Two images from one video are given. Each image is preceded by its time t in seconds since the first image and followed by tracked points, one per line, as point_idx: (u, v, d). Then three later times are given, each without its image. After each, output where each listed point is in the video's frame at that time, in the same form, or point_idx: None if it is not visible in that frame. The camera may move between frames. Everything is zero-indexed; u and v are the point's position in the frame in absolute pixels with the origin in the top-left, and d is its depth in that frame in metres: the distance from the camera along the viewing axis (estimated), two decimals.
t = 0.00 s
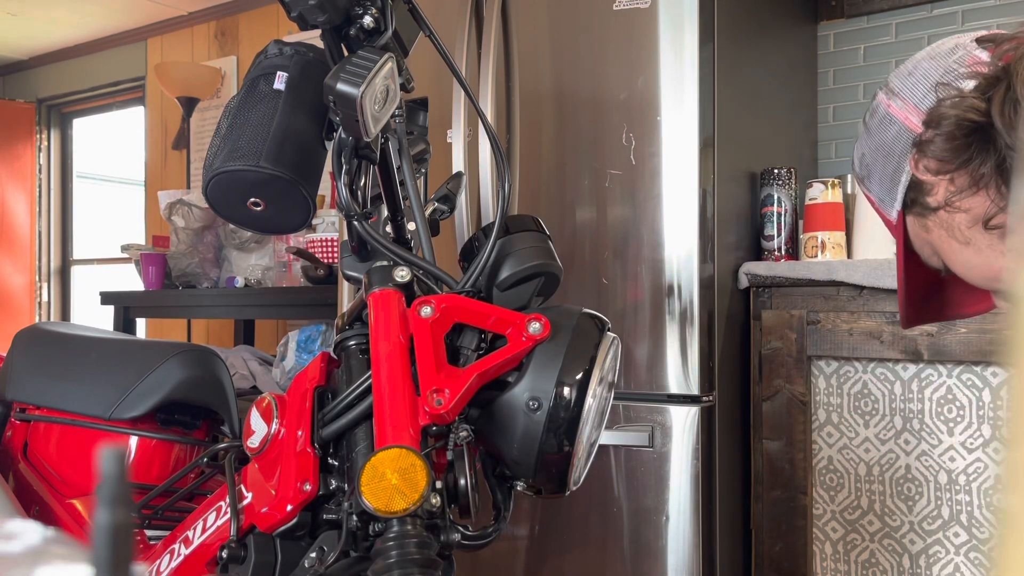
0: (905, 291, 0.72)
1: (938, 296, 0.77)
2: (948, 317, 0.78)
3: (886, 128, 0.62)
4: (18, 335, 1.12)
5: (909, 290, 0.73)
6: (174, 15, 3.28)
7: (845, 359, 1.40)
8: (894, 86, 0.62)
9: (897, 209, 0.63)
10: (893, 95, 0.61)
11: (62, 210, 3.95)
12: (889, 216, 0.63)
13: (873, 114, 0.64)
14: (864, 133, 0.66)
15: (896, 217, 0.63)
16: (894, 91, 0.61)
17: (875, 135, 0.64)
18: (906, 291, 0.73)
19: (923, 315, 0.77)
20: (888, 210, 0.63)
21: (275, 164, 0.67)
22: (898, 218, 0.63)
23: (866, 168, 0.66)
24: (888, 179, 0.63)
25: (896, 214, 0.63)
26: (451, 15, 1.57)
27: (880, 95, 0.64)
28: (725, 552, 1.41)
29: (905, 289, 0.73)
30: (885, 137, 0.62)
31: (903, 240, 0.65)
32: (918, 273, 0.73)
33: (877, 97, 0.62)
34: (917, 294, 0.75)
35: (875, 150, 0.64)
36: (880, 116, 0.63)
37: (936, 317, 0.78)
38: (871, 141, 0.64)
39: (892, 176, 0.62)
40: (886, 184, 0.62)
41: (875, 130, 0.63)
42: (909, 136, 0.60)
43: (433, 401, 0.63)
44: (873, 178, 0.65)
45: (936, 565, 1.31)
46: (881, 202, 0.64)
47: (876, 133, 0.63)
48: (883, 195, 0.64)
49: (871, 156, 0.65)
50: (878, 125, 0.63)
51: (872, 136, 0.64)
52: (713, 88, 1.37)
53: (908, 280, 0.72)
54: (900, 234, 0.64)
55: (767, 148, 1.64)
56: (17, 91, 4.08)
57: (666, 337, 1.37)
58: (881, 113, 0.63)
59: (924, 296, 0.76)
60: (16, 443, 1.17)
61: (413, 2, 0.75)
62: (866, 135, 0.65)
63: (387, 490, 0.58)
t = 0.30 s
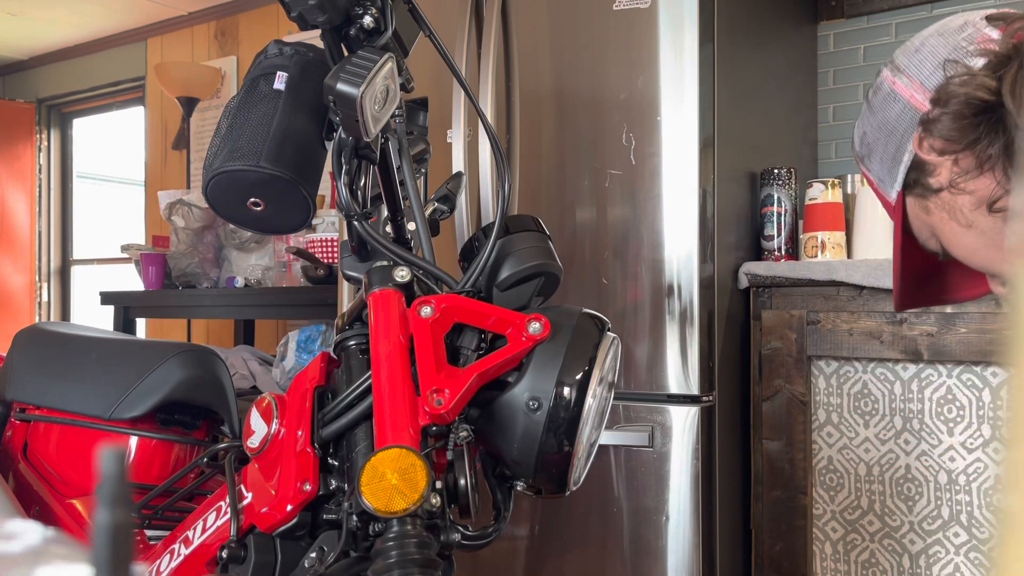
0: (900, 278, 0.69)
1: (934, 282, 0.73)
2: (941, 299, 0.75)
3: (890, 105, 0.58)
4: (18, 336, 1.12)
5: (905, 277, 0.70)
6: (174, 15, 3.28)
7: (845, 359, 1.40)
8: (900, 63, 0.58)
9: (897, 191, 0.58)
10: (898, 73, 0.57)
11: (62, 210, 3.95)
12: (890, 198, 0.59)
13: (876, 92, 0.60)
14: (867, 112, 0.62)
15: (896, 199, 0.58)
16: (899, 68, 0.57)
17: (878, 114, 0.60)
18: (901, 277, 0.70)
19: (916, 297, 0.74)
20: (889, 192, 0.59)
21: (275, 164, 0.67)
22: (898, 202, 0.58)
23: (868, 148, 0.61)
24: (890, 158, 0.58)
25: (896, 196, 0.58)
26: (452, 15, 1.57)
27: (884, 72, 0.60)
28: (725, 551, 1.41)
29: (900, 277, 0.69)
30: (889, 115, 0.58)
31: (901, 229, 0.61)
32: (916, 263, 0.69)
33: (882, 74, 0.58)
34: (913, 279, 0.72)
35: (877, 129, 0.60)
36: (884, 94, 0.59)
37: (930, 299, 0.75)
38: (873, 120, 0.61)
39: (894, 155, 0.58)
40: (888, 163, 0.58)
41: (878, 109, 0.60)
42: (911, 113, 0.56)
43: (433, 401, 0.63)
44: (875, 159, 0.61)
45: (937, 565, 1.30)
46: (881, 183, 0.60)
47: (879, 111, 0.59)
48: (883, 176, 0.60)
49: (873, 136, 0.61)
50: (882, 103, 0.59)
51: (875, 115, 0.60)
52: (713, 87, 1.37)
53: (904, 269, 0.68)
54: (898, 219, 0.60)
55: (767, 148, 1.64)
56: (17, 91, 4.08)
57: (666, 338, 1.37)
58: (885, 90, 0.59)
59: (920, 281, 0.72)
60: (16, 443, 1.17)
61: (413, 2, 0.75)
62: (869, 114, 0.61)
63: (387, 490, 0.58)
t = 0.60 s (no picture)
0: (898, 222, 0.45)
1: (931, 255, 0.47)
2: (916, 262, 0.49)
3: (909, 46, 0.40)
4: (18, 336, 1.12)
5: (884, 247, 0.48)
6: (173, 15, 3.28)
7: (845, 359, 1.40)
8: None
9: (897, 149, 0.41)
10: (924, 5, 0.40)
11: (62, 210, 3.95)
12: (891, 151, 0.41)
13: (893, 26, 0.43)
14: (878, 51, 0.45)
15: (897, 155, 0.41)
16: None
17: (894, 54, 0.42)
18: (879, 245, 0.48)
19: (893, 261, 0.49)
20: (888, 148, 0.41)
21: (275, 164, 0.67)
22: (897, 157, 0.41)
23: (873, 91, 0.44)
24: (897, 108, 0.41)
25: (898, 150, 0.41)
26: (452, 15, 1.57)
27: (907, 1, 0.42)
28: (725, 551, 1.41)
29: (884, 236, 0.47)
30: (906, 57, 0.41)
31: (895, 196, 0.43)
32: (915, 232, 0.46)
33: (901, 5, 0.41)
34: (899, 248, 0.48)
35: (891, 71, 0.42)
36: (903, 31, 0.41)
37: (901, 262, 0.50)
38: (885, 61, 0.43)
39: (901, 106, 0.40)
40: (893, 114, 0.41)
41: (893, 49, 0.42)
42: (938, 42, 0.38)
43: (433, 401, 0.63)
44: (878, 102, 0.43)
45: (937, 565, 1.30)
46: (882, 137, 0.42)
47: (894, 51, 0.42)
48: (887, 127, 0.42)
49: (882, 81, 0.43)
50: (900, 42, 0.41)
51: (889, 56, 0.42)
52: (713, 87, 1.37)
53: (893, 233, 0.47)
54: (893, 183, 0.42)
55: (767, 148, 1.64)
56: (17, 91, 4.08)
57: (666, 338, 1.37)
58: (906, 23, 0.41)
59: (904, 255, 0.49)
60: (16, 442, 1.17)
61: (413, 2, 0.75)
62: (881, 50, 0.43)
63: (386, 491, 0.58)
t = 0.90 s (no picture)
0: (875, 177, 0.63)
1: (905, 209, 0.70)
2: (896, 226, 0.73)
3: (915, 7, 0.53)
4: (18, 336, 1.12)
5: (876, 193, 0.66)
6: (173, 15, 3.28)
7: (845, 359, 1.40)
8: None
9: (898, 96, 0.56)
10: None
11: (62, 210, 3.95)
12: (889, 104, 0.57)
13: None
14: None
15: (895, 108, 0.56)
16: None
17: (900, 8, 0.54)
18: (870, 192, 0.66)
19: (875, 219, 0.71)
20: (890, 96, 0.56)
21: (275, 164, 0.67)
22: (896, 110, 0.56)
23: (881, 40, 0.57)
24: (901, 60, 0.54)
25: (896, 103, 0.56)
26: (452, 15, 1.57)
27: None
28: (725, 550, 1.41)
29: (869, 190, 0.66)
30: (912, 16, 0.53)
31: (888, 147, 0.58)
32: (899, 180, 0.65)
33: None
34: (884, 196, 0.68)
35: (897, 26, 0.55)
36: None
37: (880, 224, 0.73)
38: (893, 14, 0.56)
39: (904, 59, 0.54)
40: (898, 66, 0.55)
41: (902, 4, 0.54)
42: (935, 13, 0.51)
43: (433, 401, 0.63)
44: (885, 53, 0.57)
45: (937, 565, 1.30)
46: (886, 82, 0.57)
47: (902, 7, 0.54)
48: (888, 75, 0.57)
49: (889, 28, 0.56)
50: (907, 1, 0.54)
51: (898, 9, 0.55)
52: (712, 87, 1.37)
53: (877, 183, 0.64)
54: (891, 132, 0.57)
55: (767, 148, 1.64)
56: (17, 91, 4.08)
57: (666, 338, 1.37)
58: None
59: (893, 203, 0.69)
60: (16, 442, 1.17)
61: (413, 2, 0.75)
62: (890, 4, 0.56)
63: (387, 490, 0.58)
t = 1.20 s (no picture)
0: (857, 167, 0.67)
1: (891, 187, 0.75)
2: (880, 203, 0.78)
3: None
4: (18, 336, 1.12)
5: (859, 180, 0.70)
6: (174, 15, 3.28)
7: (845, 359, 1.40)
8: None
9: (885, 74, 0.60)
10: None
11: (62, 210, 3.95)
12: (877, 83, 0.61)
13: None
14: None
15: (883, 87, 0.60)
16: None
17: None
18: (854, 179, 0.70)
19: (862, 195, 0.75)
20: (878, 75, 0.60)
21: (275, 164, 0.67)
22: (884, 89, 0.60)
23: (870, 19, 0.61)
24: (890, 41, 0.58)
25: (884, 82, 0.60)
26: (452, 15, 1.57)
27: None
28: (725, 550, 1.41)
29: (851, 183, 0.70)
30: None
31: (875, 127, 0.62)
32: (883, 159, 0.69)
33: None
34: (866, 177, 0.73)
35: (887, 6, 0.58)
36: None
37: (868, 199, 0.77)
38: None
39: (893, 39, 0.58)
40: (887, 46, 0.58)
41: None
42: None
43: (433, 401, 0.63)
44: (874, 32, 0.60)
45: (937, 565, 1.30)
46: (874, 61, 0.61)
47: None
48: (876, 54, 0.60)
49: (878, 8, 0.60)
50: None
51: None
52: (712, 87, 1.37)
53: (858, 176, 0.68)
54: (877, 110, 0.61)
55: (767, 148, 1.64)
56: (17, 91, 4.08)
57: (666, 338, 1.37)
58: None
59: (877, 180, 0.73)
60: (16, 442, 1.17)
61: (413, 2, 0.75)
62: None
63: (387, 490, 0.58)
